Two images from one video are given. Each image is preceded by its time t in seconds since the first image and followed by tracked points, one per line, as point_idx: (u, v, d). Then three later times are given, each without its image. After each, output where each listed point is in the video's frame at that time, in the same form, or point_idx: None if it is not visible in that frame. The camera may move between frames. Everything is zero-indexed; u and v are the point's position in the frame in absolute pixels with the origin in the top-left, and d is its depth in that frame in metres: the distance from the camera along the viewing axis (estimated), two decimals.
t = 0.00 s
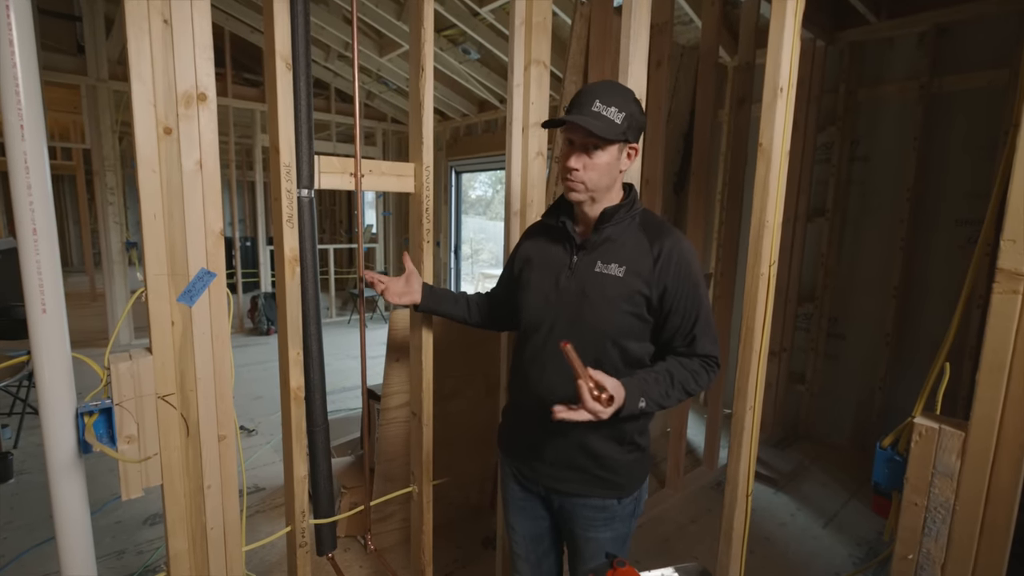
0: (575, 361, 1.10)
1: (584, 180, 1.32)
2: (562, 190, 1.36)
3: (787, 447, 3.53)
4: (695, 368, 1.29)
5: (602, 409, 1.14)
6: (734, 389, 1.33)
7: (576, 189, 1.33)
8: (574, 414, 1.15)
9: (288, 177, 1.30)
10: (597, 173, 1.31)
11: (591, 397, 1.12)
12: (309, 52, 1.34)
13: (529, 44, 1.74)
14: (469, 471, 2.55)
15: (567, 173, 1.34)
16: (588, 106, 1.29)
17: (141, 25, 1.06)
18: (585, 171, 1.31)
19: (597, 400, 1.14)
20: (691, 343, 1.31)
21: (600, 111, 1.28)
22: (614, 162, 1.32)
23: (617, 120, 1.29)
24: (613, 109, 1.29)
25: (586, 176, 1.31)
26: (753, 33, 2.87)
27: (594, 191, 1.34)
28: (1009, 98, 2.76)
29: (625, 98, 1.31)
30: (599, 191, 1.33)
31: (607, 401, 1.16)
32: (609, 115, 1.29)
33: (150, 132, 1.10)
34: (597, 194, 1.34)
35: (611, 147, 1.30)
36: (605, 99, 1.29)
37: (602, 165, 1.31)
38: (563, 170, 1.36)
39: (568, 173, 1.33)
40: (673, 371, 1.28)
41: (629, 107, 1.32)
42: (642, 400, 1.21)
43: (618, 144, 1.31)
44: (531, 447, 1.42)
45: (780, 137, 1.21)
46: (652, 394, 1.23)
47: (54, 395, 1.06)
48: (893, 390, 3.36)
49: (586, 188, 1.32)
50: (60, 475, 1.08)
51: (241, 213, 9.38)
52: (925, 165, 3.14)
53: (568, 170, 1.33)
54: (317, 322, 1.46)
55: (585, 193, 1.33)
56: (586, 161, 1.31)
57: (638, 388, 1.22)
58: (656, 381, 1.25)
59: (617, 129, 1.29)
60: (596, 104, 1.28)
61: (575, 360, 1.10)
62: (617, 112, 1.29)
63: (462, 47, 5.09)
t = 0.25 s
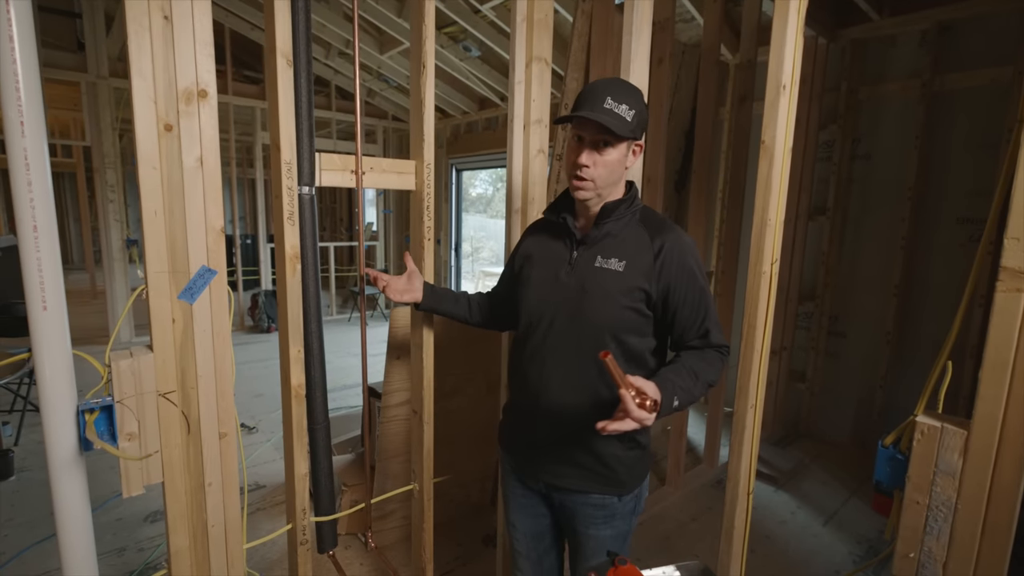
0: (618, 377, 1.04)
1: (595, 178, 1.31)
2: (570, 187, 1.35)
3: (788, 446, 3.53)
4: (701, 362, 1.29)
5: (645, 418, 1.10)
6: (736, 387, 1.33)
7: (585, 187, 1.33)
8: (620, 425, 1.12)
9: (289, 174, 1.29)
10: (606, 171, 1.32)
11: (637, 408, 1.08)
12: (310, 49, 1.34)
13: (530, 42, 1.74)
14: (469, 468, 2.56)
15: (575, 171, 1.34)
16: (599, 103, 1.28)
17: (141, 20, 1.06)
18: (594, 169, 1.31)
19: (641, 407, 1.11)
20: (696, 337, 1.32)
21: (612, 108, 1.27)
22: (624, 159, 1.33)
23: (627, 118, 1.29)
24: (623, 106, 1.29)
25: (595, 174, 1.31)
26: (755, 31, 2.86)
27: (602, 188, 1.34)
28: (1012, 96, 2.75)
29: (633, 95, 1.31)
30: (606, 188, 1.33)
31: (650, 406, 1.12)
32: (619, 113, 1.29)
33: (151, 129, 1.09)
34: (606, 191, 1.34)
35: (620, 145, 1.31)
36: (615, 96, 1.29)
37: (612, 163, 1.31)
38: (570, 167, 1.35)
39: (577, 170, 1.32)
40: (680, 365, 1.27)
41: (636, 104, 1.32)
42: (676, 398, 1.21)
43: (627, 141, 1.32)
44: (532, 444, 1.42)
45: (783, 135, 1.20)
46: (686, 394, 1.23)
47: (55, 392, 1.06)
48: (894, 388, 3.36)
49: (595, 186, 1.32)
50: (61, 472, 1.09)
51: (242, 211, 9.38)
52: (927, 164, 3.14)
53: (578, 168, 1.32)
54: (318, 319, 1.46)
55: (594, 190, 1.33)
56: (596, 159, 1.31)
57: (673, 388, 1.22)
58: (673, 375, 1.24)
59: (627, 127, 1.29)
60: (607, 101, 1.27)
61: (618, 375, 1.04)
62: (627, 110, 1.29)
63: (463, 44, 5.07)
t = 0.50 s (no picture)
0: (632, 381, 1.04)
1: (599, 176, 1.32)
2: (573, 187, 1.35)
3: (786, 444, 3.54)
4: (703, 360, 1.29)
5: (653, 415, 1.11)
6: (735, 385, 1.33)
7: (589, 185, 1.33)
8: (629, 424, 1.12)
9: (288, 172, 1.29)
10: (608, 169, 1.33)
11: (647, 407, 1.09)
12: (309, 47, 1.33)
13: (530, 40, 1.74)
14: (469, 467, 2.56)
15: (579, 169, 1.33)
16: (602, 102, 1.28)
17: (139, 18, 1.05)
18: (599, 167, 1.32)
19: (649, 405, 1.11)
20: (695, 336, 1.32)
21: (615, 107, 1.28)
22: (624, 155, 1.34)
23: (628, 116, 1.30)
24: (624, 104, 1.30)
25: (599, 172, 1.32)
26: (754, 30, 2.86)
27: (605, 185, 1.35)
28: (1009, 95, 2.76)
29: (630, 92, 1.32)
30: (609, 185, 1.34)
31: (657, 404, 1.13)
32: (620, 111, 1.30)
33: (150, 127, 1.09)
34: (609, 188, 1.35)
35: (621, 142, 1.32)
36: (615, 95, 1.29)
37: (615, 160, 1.33)
38: (573, 166, 1.34)
39: (581, 169, 1.32)
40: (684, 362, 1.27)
41: (634, 101, 1.33)
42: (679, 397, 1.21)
43: (627, 138, 1.33)
44: (533, 442, 1.42)
45: (782, 134, 1.20)
46: (685, 390, 1.23)
47: (54, 392, 1.05)
48: (891, 387, 3.37)
49: (599, 184, 1.33)
50: (60, 472, 1.08)
51: (239, 209, 9.36)
52: (925, 163, 3.15)
53: (582, 167, 1.32)
54: (317, 318, 1.46)
55: (599, 188, 1.34)
56: (600, 157, 1.32)
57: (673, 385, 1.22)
58: (678, 375, 1.25)
59: (627, 125, 1.30)
60: (609, 100, 1.28)
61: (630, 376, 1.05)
62: (628, 107, 1.30)
63: (461, 43, 5.06)
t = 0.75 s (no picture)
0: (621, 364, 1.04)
1: (593, 173, 1.33)
2: (568, 185, 1.36)
3: (782, 442, 3.55)
4: (700, 354, 1.30)
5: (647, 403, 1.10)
6: (732, 384, 1.34)
7: (583, 183, 1.34)
8: (624, 413, 1.12)
9: (285, 171, 1.29)
10: (602, 166, 1.34)
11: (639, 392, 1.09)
12: (307, 46, 1.33)
13: (527, 39, 1.74)
14: (466, 466, 2.56)
15: (573, 168, 1.34)
16: (594, 99, 1.28)
17: (136, 17, 1.05)
18: (592, 164, 1.33)
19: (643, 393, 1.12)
20: (691, 331, 1.33)
21: (607, 104, 1.29)
22: (617, 152, 1.36)
23: (620, 113, 1.31)
24: (616, 101, 1.31)
25: (593, 169, 1.33)
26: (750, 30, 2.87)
27: (599, 182, 1.36)
28: (1003, 96, 2.78)
29: (622, 90, 1.33)
30: (603, 182, 1.35)
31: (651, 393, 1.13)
32: (612, 108, 1.31)
33: (147, 126, 1.09)
34: (603, 185, 1.36)
35: (613, 139, 1.33)
36: (606, 92, 1.30)
37: (609, 157, 1.34)
38: (566, 164, 1.36)
39: (575, 167, 1.33)
40: (682, 357, 1.28)
41: (626, 98, 1.34)
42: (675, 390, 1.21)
43: (620, 135, 1.34)
44: (530, 440, 1.43)
45: (779, 134, 1.21)
46: (684, 384, 1.24)
47: (51, 391, 1.05)
48: (887, 385, 3.39)
49: (593, 181, 1.34)
50: (57, 472, 1.08)
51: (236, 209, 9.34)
52: (919, 163, 3.17)
53: (576, 164, 1.33)
54: (315, 318, 1.46)
55: (593, 185, 1.34)
56: (593, 154, 1.33)
57: (670, 378, 1.22)
58: (678, 367, 1.26)
59: (619, 122, 1.31)
60: (601, 97, 1.28)
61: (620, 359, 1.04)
62: (620, 104, 1.31)
63: (459, 42, 5.05)
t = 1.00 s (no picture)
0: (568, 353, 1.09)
1: (587, 172, 1.34)
2: (562, 183, 1.37)
3: (780, 442, 3.57)
4: (694, 351, 1.31)
5: (618, 371, 1.13)
6: (729, 383, 1.35)
7: (577, 181, 1.35)
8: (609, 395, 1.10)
9: (286, 172, 1.29)
10: (596, 165, 1.35)
11: (603, 367, 1.12)
12: (308, 48, 1.34)
13: (527, 41, 1.75)
14: (465, 466, 2.57)
15: (567, 166, 1.35)
16: (590, 99, 1.30)
17: (137, 18, 1.05)
18: (587, 162, 1.34)
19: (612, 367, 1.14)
20: (684, 329, 1.34)
21: (602, 104, 1.30)
22: (611, 152, 1.37)
23: (615, 113, 1.33)
24: (611, 101, 1.32)
25: (588, 168, 1.34)
26: (748, 32, 2.88)
27: (593, 181, 1.37)
28: (999, 97, 2.79)
29: (617, 90, 1.35)
30: (596, 181, 1.37)
31: (619, 364, 1.16)
32: (607, 108, 1.33)
33: (148, 127, 1.09)
34: (597, 184, 1.37)
35: (608, 140, 1.35)
36: (603, 93, 1.32)
37: (603, 157, 1.36)
38: (561, 163, 1.37)
39: (570, 165, 1.34)
40: (677, 353, 1.29)
41: (620, 99, 1.36)
42: (658, 371, 1.23)
43: (614, 134, 1.36)
44: (525, 439, 1.43)
45: (776, 136, 1.22)
46: (670, 369, 1.25)
47: (52, 390, 1.06)
48: (884, 386, 3.40)
49: (587, 179, 1.35)
50: (58, 471, 1.08)
51: (235, 209, 9.34)
52: (916, 165, 3.19)
53: (571, 162, 1.34)
54: (315, 318, 1.46)
55: (586, 183, 1.36)
56: (588, 152, 1.34)
57: (653, 361, 1.24)
58: (670, 359, 1.27)
59: (615, 122, 1.34)
60: (597, 97, 1.30)
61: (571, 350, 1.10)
62: (614, 105, 1.33)
63: (458, 43, 5.06)
